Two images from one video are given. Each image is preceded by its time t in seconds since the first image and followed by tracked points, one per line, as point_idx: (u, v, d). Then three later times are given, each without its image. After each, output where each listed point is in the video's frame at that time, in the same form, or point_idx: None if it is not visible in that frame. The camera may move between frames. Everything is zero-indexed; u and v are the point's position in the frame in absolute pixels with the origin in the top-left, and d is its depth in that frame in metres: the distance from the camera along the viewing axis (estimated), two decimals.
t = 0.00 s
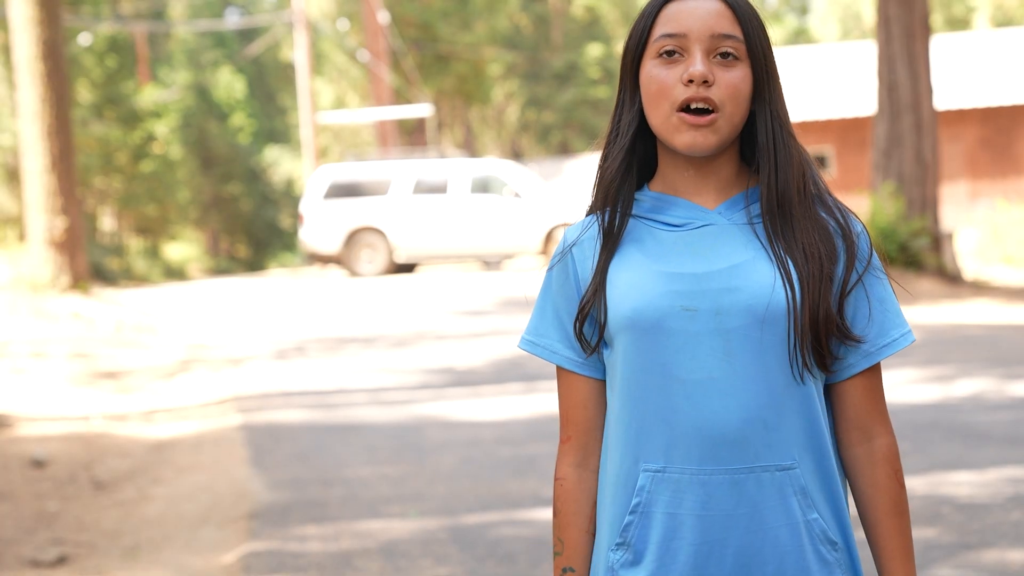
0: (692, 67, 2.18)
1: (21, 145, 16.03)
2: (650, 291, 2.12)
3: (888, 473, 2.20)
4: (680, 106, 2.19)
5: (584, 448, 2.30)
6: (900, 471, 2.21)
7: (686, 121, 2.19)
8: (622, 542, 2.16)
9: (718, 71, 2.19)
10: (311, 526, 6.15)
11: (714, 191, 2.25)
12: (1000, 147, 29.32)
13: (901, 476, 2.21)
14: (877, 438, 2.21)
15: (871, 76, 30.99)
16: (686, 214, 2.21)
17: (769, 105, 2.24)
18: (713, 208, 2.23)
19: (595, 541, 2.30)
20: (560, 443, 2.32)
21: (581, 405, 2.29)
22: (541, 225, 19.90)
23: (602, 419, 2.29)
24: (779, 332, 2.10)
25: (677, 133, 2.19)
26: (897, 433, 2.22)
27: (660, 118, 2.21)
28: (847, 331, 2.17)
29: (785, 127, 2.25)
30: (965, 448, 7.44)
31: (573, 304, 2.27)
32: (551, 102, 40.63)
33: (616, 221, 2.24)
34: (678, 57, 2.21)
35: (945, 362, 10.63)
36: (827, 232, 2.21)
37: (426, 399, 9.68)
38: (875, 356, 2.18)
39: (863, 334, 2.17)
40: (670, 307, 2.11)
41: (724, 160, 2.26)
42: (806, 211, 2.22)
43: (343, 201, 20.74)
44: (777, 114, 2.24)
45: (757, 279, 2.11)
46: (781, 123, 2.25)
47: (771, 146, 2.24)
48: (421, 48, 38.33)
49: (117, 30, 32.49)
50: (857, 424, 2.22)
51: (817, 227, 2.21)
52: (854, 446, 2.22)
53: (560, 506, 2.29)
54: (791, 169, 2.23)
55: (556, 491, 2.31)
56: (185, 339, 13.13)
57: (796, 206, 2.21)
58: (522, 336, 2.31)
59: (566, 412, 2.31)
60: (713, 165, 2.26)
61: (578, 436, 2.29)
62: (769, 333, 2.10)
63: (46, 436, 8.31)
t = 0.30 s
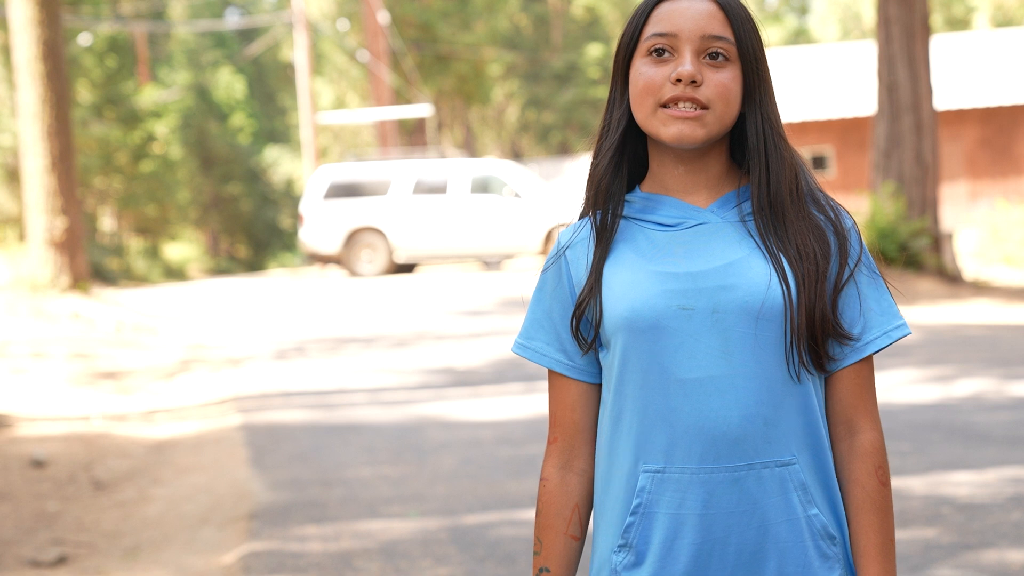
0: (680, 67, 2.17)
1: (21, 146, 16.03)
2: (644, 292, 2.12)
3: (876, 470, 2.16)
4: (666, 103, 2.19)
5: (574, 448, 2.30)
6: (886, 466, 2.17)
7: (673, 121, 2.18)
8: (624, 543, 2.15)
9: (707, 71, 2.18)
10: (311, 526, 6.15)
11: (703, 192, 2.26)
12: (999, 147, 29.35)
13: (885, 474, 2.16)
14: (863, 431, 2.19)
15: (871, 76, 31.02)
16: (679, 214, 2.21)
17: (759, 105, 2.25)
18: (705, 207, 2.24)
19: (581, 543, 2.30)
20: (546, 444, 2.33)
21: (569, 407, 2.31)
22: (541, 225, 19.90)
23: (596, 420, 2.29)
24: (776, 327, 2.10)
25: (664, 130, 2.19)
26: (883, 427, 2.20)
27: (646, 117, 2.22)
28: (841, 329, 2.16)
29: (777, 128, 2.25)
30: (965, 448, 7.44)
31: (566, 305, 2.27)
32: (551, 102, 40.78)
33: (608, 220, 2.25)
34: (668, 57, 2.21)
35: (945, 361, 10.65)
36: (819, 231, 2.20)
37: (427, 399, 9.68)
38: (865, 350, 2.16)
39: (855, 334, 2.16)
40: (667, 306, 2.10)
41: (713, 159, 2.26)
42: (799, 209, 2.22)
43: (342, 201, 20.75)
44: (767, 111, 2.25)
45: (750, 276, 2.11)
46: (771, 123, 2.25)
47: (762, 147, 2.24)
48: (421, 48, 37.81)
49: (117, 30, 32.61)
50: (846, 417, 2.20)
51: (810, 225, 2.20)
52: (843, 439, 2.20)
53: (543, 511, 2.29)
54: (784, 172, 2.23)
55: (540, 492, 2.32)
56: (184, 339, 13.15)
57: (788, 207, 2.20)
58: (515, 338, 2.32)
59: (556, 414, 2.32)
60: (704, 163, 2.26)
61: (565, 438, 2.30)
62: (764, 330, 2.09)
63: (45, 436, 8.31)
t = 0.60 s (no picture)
0: (675, 64, 2.17)
1: (21, 146, 16.03)
2: (639, 292, 2.10)
3: (885, 455, 2.19)
4: (661, 104, 2.19)
5: (574, 451, 2.30)
6: (899, 451, 2.21)
7: (668, 118, 2.18)
8: (620, 543, 2.13)
9: (702, 69, 2.18)
10: (311, 526, 6.15)
11: (700, 190, 2.24)
12: (999, 147, 29.36)
13: (898, 455, 2.21)
14: (875, 420, 2.21)
15: (871, 76, 31.02)
16: (673, 213, 2.20)
17: (754, 102, 2.24)
18: (700, 206, 2.22)
19: (582, 545, 2.30)
20: (547, 447, 2.33)
21: (568, 409, 2.30)
22: (541, 225, 19.89)
23: (592, 422, 2.29)
24: (770, 323, 2.07)
25: (658, 130, 2.18)
26: (893, 416, 2.22)
27: (642, 116, 2.21)
28: (839, 326, 2.16)
29: (771, 126, 2.25)
30: (965, 448, 7.45)
31: (561, 305, 2.28)
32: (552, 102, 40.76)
33: (604, 221, 2.24)
34: (663, 54, 2.20)
35: (946, 362, 10.65)
36: (818, 228, 2.19)
37: (427, 400, 9.68)
38: (868, 344, 2.17)
39: (856, 331, 2.16)
40: (662, 306, 2.08)
41: (710, 160, 2.25)
42: (796, 206, 2.20)
43: (342, 201, 20.75)
44: (761, 110, 2.24)
45: (745, 272, 2.09)
46: (767, 123, 2.25)
47: (758, 146, 2.23)
48: (421, 48, 37.81)
49: (117, 30, 32.69)
50: (854, 408, 2.22)
51: (809, 224, 2.18)
52: (858, 430, 2.22)
53: (543, 514, 2.30)
54: (780, 171, 2.21)
55: (541, 496, 2.32)
56: (184, 339, 13.16)
57: (785, 205, 2.18)
58: (514, 341, 2.33)
59: (557, 417, 2.32)
60: (699, 167, 2.25)
61: (565, 441, 2.30)
62: (760, 328, 2.06)
63: (45, 436, 8.32)
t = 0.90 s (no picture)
0: (672, 63, 2.17)
1: (21, 146, 16.03)
2: (630, 292, 2.11)
3: (881, 465, 2.13)
4: (660, 103, 2.19)
5: (580, 449, 2.30)
6: (894, 463, 2.14)
7: (669, 119, 2.17)
8: (616, 543, 2.15)
9: (700, 66, 2.18)
10: (311, 526, 6.15)
11: (698, 190, 2.24)
12: (999, 147, 29.37)
13: (894, 469, 2.14)
14: (867, 428, 2.15)
15: (871, 76, 31.02)
16: (670, 214, 2.19)
17: (747, 99, 2.22)
18: (697, 206, 2.21)
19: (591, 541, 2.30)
20: (554, 443, 2.34)
21: (573, 405, 2.31)
22: (540, 225, 19.90)
23: (599, 417, 2.29)
24: (759, 322, 2.06)
25: (660, 126, 2.18)
26: (887, 423, 2.15)
27: (642, 117, 2.21)
28: (833, 317, 2.10)
29: (766, 123, 2.22)
30: (966, 448, 7.45)
31: (564, 302, 2.29)
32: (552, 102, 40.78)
33: (603, 223, 2.24)
34: (659, 54, 2.21)
35: (946, 361, 10.65)
36: (809, 222, 2.15)
37: (427, 400, 9.68)
38: (863, 345, 2.10)
39: (849, 323, 2.10)
40: (654, 307, 2.09)
41: (709, 161, 2.24)
42: (789, 205, 2.17)
43: (342, 201, 20.75)
44: (755, 106, 2.21)
45: (736, 273, 2.08)
46: (762, 120, 2.21)
47: (751, 143, 2.21)
48: (421, 48, 37.80)
49: (117, 30, 32.71)
50: (848, 412, 2.15)
51: (801, 221, 2.15)
52: (850, 437, 2.16)
53: (550, 507, 2.32)
54: (774, 168, 2.20)
55: (549, 489, 2.33)
56: (184, 339, 13.16)
57: (776, 202, 2.16)
58: (521, 340, 2.35)
59: (561, 410, 2.32)
60: (698, 167, 2.24)
61: (571, 436, 2.31)
62: (746, 328, 2.06)
63: (45, 436, 8.32)
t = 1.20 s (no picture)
0: (682, 69, 2.16)
1: (21, 146, 16.03)
2: (638, 292, 2.10)
3: (878, 464, 2.15)
4: (670, 105, 2.17)
5: (573, 442, 2.32)
6: (888, 461, 2.16)
7: (677, 124, 2.17)
8: (604, 539, 2.17)
9: (708, 71, 2.17)
10: (311, 526, 6.15)
11: (702, 191, 2.24)
12: (999, 147, 29.37)
13: (887, 467, 2.15)
14: (864, 428, 2.17)
15: (871, 76, 31.02)
16: (674, 215, 2.18)
17: (752, 104, 2.23)
18: (700, 210, 2.21)
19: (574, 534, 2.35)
20: (545, 438, 2.37)
21: (567, 405, 2.34)
22: (540, 226, 19.91)
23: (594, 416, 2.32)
24: (768, 325, 2.05)
25: (668, 130, 2.17)
26: (884, 421, 2.18)
27: (651, 118, 2.20)
28: (839, 324, 2.12)
29: (770, 128, 2.23)
30: (965, 447, 7.45)
31: (562, 306, 2.29)
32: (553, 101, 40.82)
33: (604, 224, 2.23)
34: (666, 59, 2.20)
35: (946, 361, 10.65)
36: (815, 226, 2.17)
37: (427, 400, 9.68)
38: (864, 347, 2.13)
39: (853, 329, 2.13)
40: (661, 308, 2.07)
41: (712, 161, 2.24)
42: (793, 208, 2.18)
43: (342, 201, 20.76)
44: (760, 112, 2.23)
45: (745, 275, 2.07)
46: (767, 124, 2.23)
47: (757, 148, 2.21)
48: (421, 49, 37.79)
49: (117, 30, 32.73)
50: (846, 414, 2.18)
51: (806, 224, 2.16)
52: (846, 435, 2.18)
53: (539, 503, 2.35)
54: (778, 172, 2.20)
55: (539, 481, 2.36)
56: (184, 339, 13.17)
57: (781, 205, 2.17)
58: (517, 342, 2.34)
59: (556, 411, 2.35)
60: (702, 168, 2.24)
61: (562, 432, 2.33)
62: (756, 329, 2.05)
63: (45, 436, 8.32)
